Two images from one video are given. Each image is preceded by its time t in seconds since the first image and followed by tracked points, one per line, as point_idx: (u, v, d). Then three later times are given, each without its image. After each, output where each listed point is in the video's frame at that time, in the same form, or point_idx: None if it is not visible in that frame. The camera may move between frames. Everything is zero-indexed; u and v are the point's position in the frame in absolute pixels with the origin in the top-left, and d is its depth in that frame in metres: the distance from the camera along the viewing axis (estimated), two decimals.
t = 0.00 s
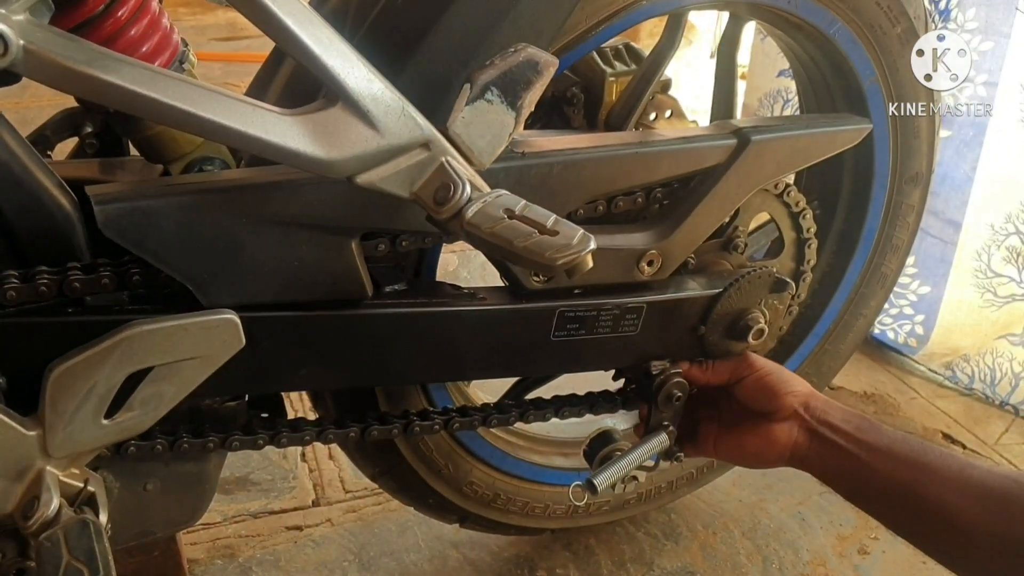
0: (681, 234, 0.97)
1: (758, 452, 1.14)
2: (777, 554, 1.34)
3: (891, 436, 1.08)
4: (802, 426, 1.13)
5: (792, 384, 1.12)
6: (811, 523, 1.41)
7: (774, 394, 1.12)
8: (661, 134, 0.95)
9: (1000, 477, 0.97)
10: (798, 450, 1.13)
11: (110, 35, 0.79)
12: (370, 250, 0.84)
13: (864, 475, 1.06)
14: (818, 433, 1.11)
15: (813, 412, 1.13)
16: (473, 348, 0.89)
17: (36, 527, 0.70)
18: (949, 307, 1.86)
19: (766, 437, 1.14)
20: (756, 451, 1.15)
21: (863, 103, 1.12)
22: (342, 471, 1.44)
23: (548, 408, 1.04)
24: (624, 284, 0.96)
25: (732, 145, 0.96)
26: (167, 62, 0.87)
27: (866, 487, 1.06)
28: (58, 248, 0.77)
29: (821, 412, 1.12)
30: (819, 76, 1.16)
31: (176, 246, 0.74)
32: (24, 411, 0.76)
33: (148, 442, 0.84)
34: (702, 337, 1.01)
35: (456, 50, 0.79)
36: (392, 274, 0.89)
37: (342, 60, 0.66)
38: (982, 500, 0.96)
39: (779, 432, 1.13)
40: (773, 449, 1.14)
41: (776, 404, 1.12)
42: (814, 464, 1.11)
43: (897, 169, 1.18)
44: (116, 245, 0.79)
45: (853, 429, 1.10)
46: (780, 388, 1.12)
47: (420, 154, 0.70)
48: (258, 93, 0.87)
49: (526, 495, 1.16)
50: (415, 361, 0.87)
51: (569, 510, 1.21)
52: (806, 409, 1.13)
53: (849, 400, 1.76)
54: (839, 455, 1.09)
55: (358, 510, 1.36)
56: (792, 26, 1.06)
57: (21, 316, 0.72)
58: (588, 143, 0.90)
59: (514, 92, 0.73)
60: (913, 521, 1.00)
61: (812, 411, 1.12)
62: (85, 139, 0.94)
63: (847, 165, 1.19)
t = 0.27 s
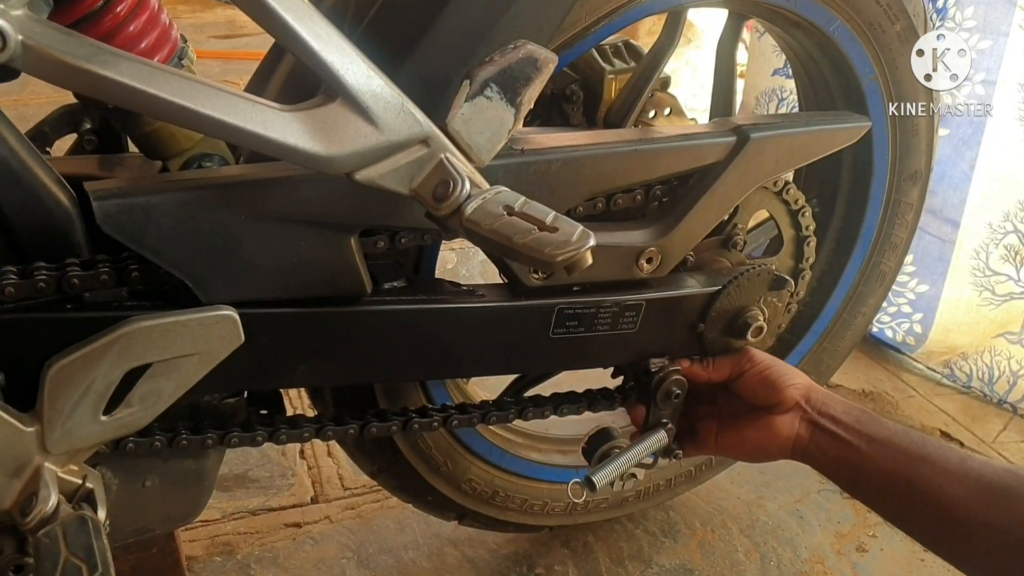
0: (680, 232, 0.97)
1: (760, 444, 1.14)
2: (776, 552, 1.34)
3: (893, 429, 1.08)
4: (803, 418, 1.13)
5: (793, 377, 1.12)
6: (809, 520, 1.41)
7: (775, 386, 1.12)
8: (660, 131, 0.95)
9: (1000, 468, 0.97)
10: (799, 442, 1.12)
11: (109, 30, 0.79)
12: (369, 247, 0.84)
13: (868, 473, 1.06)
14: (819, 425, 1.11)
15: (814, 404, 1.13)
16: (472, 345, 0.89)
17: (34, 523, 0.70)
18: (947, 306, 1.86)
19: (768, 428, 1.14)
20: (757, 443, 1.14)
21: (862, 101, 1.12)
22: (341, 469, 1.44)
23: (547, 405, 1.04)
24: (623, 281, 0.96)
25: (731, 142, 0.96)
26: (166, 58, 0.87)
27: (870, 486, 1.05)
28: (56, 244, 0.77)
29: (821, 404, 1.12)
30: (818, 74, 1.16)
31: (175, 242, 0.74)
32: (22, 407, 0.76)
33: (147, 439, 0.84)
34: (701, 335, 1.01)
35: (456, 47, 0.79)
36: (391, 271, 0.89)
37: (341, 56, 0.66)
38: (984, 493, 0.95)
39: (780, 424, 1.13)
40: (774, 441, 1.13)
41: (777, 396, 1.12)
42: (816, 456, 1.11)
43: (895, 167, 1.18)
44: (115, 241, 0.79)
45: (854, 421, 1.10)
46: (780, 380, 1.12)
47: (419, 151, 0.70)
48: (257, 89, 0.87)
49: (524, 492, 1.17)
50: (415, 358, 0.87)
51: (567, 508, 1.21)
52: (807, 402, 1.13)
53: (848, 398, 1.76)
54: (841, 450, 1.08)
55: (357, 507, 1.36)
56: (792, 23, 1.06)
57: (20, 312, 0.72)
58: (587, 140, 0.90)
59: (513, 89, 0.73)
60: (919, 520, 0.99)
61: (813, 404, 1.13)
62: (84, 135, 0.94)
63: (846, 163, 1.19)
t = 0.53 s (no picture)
0: (676, 233, 0.97)
1: (754, 443, 1.14)
2: (771, 552, 1.34)
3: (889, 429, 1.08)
4: (796, 417, 1.13)
5: (784, 375, 1.12)
6: (805, 521, 1.41)
7: (764, 385, 1.12)
8: (656, 132, 0.95)
9: (996, 473, 0.97)
10: (793, 440, 1.13)
11: (104, 31, 0.79)
12: (365, 248, 0.83)
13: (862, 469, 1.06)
14: (812, 424, 1.11)
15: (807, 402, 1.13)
16: (468, 347, 0.89)
17: (29, 524, 0.69)
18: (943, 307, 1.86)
19: (761, 428, 1.13)
20: (751, 442, 1.14)
21: (859, 102, 1.12)
22: (337, 469, 1.44)
23: (543, 406, 1.04)
24: (619, 283, 0.96)
25: (727, 143, 0.96)
26: (161, 58, 0.87)
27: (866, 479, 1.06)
28: (51, 244, 0.77)
29: (814, 401, 1.12)
30: (814, 75, 1.16)
31: (170, 243, 0.74)
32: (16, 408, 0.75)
33: (142, 439, 0.84)
34: (696, 336, 1.01)
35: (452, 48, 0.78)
36: (387, 272, 0.89)
37: (337, 58, 0.66)
38: (978, 496, 0.96)
39: (773, 423, 1.13)
40: (767, 440, 1.13)
41: (767, 396, 1.12)
42: (809, 454, 1.11)
43: (891, 168, 1.18)
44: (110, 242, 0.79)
45: (848, 419, 1.10)
46: (771, 379, 1.11)
47: (414, 152, 0.70)
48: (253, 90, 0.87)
49: (520, 492, 1.17)
50: (410, 359, 0.87)
51: (563, 508, 1.21)
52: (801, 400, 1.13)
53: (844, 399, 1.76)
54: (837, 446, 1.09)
55: (353, 508, 1.36)
56: (788, 24, 1.06)
57: (14, 313, 0.71)
58: (583, 141, 0.90)
59: (509, 90, 0.73)
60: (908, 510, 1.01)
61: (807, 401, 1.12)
62: (79, 136, 0.94)
63: (841, 164, 1.20)
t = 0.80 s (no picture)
0: (673, 234, 0.97)
1: (761, 448, 1.14)
2: (767, 553, 1.35)
3: (893, 418, 1.08)
4: (802, 421, 1.13)
5: (785, 379, 1.12)
6: (801, 522, 1.41)
7: (766, 391, 1.12)
8: (652, 135, 0.95)
9: (997, 444, 0.97)
10: (802, 444, 1.13)
11: (101, 33, 0.79)
12: (361, 250, 0.84)
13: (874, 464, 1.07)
14: (819, 426, 1.12)
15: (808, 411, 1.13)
16: (465, 349, 0.89)
17: (25, 526, 0.70)
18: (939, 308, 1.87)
19: (766, 435, 1.13)
20: (757, 448, 1.14)
21: (855, 104, 1.12)
22: (334, 470, 1.44)
23: (540, 408, 1.04)
24: (616, 285, 0.96)
25: (724, 146, 0.96)
26: (159, 61, 0.87)
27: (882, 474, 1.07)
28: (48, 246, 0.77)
29: (818, 403, 1.12)
30: (811, 77, 1.17)
31: (166, 245, 0.74)
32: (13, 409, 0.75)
33: (139, 441, 0.84)
34: (693, 338, 1.02)
35: (448, 51, 0.79)
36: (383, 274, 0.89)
37: (333, 61, 0.67)
38: (986, 474, 0.96)
39: (777, 429, 1.13)
40: (774, 446, 1.13)
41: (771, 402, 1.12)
42: (818, 457, 1.12)
43: (888, 170, 1.18)
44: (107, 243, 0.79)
45: (854, 416, 1.10)
46: (771, 384, 1.12)
47: (410, 155, 0.70)
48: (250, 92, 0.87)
49: (517, 493, 1.17)
50: (407, 361, 0.87)
51: (560, 510, 1.21)
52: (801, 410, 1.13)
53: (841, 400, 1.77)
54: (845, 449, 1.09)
55: (350, 509, 1.36)
56: (784, 27, 1.07)
57: (11, 315, 0.71)
58: (580, 144, 0.90)
59: (505, 94, 0.74)
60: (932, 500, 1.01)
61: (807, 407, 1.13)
62: (76, 137, 0.94)
63: (838, 166, 1.20)
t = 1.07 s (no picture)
0: (675, 233, 0.97)
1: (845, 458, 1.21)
2: (767, 553, 1.35)
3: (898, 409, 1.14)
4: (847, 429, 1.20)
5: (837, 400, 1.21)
6: (801, 521, 1.42)
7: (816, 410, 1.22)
8: (654, 134, 0.95)
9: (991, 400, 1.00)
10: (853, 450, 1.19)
11: (103, 30, 0.79)
12: (363, 248, 0.84)
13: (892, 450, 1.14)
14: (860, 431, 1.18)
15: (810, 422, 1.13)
16: (466, 347, 0.89)
17: (27, 523, 0.70)
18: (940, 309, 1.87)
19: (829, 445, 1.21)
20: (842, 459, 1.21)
21: (857, 104, 1.12)
22: (334, 469, 1.44)
23: (541, 406, 1.04)
24: (617, 284, 0.96)
25: (725, 145, 0.96)
26: (160, 59, 0.87)
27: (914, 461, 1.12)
28: (50, 244, 0.77)
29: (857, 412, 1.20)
30: (812, 76, 1.17)
31: (169, 242, 0.74)
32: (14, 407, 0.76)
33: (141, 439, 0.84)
34: (694, 337, 1.02)
35: (450, 50, 0.79)
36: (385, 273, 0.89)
37: (337, 60, 0.67)
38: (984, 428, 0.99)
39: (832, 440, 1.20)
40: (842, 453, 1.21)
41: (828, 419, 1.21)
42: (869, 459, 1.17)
43: (888, 170, 1.18)
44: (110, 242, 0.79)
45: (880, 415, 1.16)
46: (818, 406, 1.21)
47: (414, 153, 0.70)
48: (252, 91, 0.87)
49: (518, 492, 1.17)
50: (408, 360, 0.87)
51: (561, 509, 1.22)
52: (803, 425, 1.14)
53: (841, 400, 1.77)
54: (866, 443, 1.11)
55: (350, 508, 1.36)
56: (785, 26, 1.07)
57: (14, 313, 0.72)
58: (581, 143, 0.90)
59: (508, 92, 0.74)
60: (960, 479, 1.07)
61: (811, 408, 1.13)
62: (78, 135, 0.94)
63: (839, 165, 1.20)
